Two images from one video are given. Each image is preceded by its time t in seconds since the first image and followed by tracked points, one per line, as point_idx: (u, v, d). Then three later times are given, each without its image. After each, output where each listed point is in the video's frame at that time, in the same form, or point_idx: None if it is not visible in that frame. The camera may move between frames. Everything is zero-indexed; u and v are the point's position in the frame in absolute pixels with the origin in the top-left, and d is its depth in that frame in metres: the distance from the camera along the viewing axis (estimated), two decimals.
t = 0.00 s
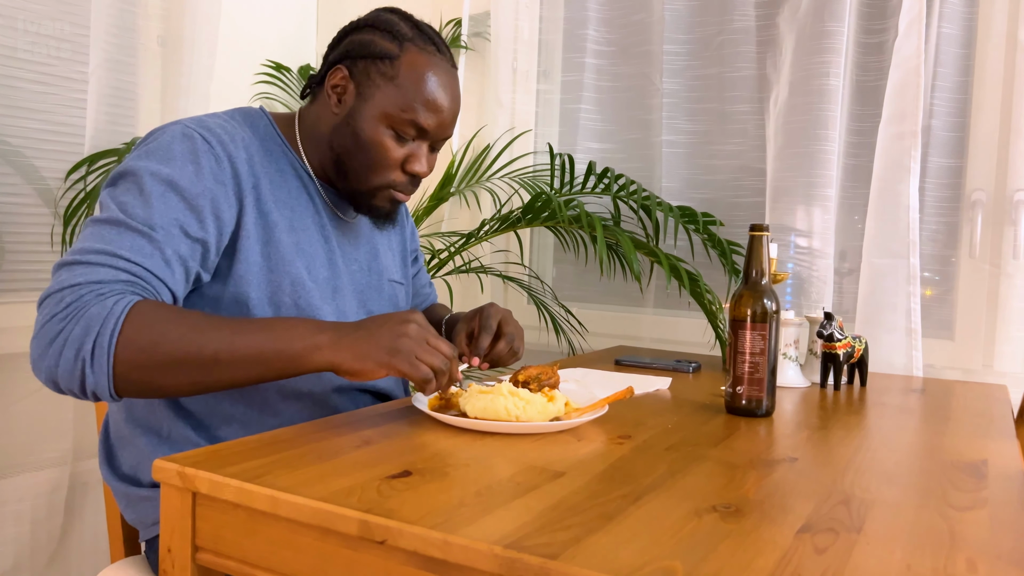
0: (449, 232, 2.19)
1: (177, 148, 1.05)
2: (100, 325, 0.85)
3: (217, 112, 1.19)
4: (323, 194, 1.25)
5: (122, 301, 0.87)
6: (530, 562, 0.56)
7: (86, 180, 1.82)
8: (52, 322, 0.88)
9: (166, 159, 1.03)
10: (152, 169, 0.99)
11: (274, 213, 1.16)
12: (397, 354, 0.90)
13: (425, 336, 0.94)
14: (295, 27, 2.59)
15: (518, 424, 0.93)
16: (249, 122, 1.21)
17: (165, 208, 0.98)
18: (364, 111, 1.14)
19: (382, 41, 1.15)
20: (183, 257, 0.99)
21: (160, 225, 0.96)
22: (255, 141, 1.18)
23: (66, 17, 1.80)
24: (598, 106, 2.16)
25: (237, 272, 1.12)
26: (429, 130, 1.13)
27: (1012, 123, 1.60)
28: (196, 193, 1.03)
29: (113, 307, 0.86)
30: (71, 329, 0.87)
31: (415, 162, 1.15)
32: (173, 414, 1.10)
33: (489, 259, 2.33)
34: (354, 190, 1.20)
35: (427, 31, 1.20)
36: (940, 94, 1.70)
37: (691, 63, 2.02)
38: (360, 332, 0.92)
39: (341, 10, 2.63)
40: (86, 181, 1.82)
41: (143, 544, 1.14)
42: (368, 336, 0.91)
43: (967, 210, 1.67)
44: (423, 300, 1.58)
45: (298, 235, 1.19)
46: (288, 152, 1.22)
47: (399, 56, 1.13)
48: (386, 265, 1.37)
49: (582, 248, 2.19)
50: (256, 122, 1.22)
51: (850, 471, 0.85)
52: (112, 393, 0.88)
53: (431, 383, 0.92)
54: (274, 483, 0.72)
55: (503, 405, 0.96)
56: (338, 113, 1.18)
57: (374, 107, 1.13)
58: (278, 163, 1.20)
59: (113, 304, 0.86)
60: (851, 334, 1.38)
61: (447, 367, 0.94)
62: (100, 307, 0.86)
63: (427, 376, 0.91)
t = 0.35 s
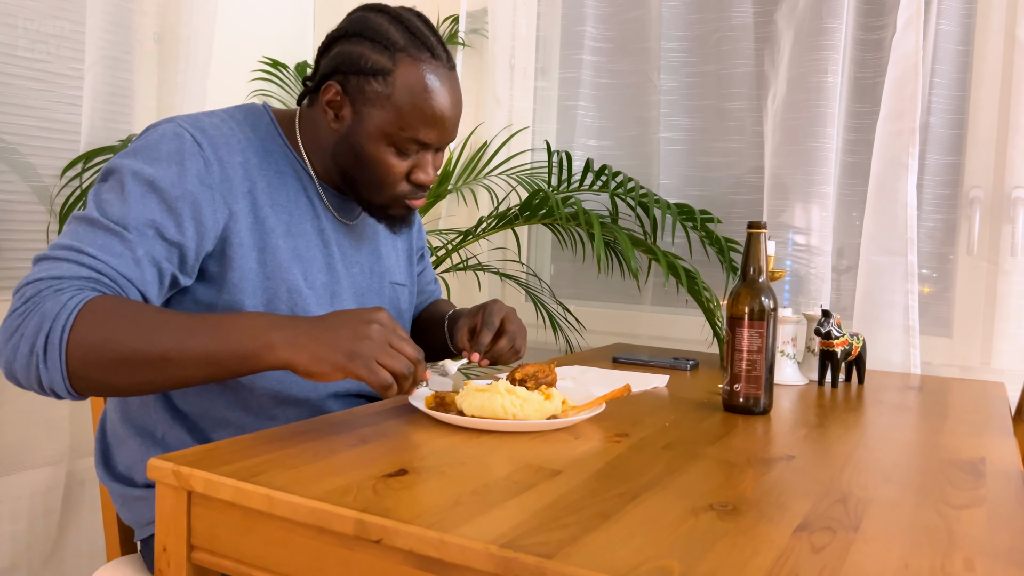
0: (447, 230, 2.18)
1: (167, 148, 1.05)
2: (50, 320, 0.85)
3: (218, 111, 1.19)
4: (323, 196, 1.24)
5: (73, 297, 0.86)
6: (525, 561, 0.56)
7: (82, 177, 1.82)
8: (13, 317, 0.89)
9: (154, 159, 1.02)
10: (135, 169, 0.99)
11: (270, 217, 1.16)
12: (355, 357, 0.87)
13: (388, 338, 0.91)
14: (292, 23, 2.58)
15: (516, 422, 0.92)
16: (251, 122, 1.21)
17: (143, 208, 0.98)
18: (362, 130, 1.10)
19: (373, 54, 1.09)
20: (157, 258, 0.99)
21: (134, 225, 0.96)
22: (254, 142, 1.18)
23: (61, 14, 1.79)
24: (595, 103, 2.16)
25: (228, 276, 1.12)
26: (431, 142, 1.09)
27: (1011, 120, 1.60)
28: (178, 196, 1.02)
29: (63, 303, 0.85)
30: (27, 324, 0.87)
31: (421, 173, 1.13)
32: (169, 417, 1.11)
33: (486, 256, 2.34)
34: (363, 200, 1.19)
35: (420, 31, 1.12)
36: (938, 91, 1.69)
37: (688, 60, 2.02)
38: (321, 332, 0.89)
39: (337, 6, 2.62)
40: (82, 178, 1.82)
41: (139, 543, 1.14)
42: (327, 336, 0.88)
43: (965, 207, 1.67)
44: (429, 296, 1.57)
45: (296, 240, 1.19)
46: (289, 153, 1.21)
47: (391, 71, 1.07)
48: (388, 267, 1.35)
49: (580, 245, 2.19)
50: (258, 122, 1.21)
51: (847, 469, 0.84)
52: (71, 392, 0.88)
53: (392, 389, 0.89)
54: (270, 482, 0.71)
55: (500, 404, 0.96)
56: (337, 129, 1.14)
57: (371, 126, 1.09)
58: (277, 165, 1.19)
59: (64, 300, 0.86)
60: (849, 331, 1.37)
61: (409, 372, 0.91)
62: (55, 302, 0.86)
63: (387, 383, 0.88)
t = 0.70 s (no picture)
0: (444, 226, 2.18)
1: (156, 148, 1.04)
2: (31, 315, 0.85)
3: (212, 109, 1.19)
4: (315, 194, 1.23)
5: (53, 291, 0.86)
6: (522, 558, 0.56)
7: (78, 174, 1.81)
8: None
9: (143, 158, 1.02)
10: (122, 168, 0.99)
11: (261, 218, 1.16)
12: (328, 335, 0.87)
13: (365, 321, 0.91)
14: (289, 19, 2.57)
15: (513, 419, 0.92)
16: (245, 119, 1.20)
17: (128, 208, 0.97)
18: (343, 124, 1.09)
19: (363, 47, 1.08)
20: (142, 256, 0.98)
21: (118, 223, 0.96)
22: (246, 141, 1.18)
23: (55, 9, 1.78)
24: (593, 99, 2.15)
25: (219, 275, 1.11)
26: (412, 145, 1.07)
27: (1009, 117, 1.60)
28: (164, 196, 1.02)
29: (43, 297, 0.86)
30: (10, 320, 0.87)
31: (400, 175, 1.11)
32: (163, 415, 1.10)
33: (484, 253, 2.35)
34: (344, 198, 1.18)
35: (416, 31, 1.11)
36: (936, 88, 1.69)
37: (687, 57, 2.01)
38: (299, 310, 0.89)
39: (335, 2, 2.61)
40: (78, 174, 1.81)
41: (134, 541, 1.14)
42: (304, 314, 0.89)
43: (963, 204, 1.67)
44: (434, 290, 1.55)
45: (289, 241, 1.18)
46: (283, 151, 1.21)
47: (377, 66, 1.06)
48: (385, 266, 1.34)
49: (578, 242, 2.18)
50: (253, 119, 1.21)
51: (844, 465, 0.84)
52: (58, 387, 0.88)
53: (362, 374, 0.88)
54: (266, 479, 0.71)
55: (498, 400, 0.96)
56: (322, 121, 1.14)
57: (352, 121, 1.08)
58: (270, 165, 1.19)
59: (45, 294, 0.86)
60: (847, 328, 1.37)
61: (383, 359, 0.91)
62: (34, 297, 0.86)
63: (358, 367, 0.87)
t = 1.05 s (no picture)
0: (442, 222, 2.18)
1: (167, 146, 1.04)
2: (44, 323, 0.84)
3: (223, 103, 1.18)
4: (322, 192, 1.22)
5: (67, 299, 0.86)
6: (518, 553, 0.56)
7: (74, 169, 1.81)
8: (6, 319, 0.89)
9: (153, 157, 1.02)
10: (132, 168, 0.99)
11: (270, 218, 1.15)
12: (348, 362, 0.87)
13: (381, 346, 0.91)
14: (285, 14, 2.56)
15: (509, 414, 0.92)
16: (255, 115, 1.19)
17: (139, 209, 0.97)
18: (365, 137, 1.09)
19: (383, 60, 1.06)
20: (152, 260, 0.98)
21: (129, 226, 0.95)
22: (256, 139, 1.17)
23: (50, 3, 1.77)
24: (590, 95, 2.15)
25: (225, 276, 1.11)
26: (435, 157, 1.07)
27: (1006, 112, 1.60)
28: (175, 197, 1.01)
29: (57, 306, 0.85)
30: (21, 326, 0.87)
31: (422, 186, 1.11)
32: (160, 412, 1.10)
33: (481, 249, 2.34)
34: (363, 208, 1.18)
35: (435, 40, 1.09)
36: (933, 83, 1.69)
37: (684, 52, 2.01)
38: (316, 333, 0.89)
39: None
40: (73, 170, 1.81)
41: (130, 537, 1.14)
42: (323, 338, 0.88)
43: (959, 199, 1.67)
44: (441, 283, 1.55)
45: (296, 240, 1.18)
46: (293, 149, 1.20)
47: (400, 80, 1.04)
48: (391, 266, 1.34)
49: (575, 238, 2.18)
50: (262, 115, 1.20)
51: (840, 460, 0.85)
52: (67, 391, 0.88)
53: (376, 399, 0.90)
54: (262, 475, 0.71)
55: (494, 396, 0.96)
56: (342, 132, 1.13)
57: (374, 135, 1.07)
58: (280, 163, 1.18)
59: (59, 302, 0.85)
60: (844, 323, 1.37)
61: (398, 382, 0.92)
62: (48, 305, 0.85)
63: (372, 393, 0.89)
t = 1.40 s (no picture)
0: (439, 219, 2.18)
1: (175, 140, 1.03)
2: (46, 314, 0.85)
3: (232, 99, 1.17)
4: (330, 191, 1.22)
5: (69, 292, 0.86)
6: (516, 549, 0.56)
7: (70, 166, 1.80)
8: (8, 308, 0.89)
9: (160, 151, 1.01)
10: (139, 161, 0.98)
11: (277, 214, 1.15)
12: (353, 356, 0.86)
13: (385, 336, 0.90)
14: (282, 10, 2.56)
15: (507, 411, 0.92)
16: (263, 112, 1.19)
17: (145, 203, 0.97)
18: (384, 136, 1.08)
19: (407, 61, 1.06)
20: (156, 254, 0.98)
21: (135, 220, 0.95)
22: (264, 135, 1.17)
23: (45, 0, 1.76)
24: (588, 91, 2.15)
25: (231, 272, 1.11)
26: (453, 158, 1.07)
27: (1002, 109, 1.60)
28: (181, 191, 1.01)
29: (59, 298, 0.85)
30: (23, 315, 0.87)
31: (436, 187, 1.11)
32: (161, 407, 1.10)
33: (478, 246, 2.33)
34: (372, 206, 1.18)
35: (457, 45, 1.10)
36: (929, 80, 1.69)
37: (681, 48, 2.01)
38: (318, 330, 0.88)
39: None
40: (69, 167, 1.80)
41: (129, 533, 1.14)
42: (325, 334, 0.87)
43: (956, 196, 1.67)
44: (444, 285, 1.55)
45: (302, 238, 1.17)
46: (301, 146, 1.20)
47: (424, 80, 1.05)
48: (396, 265, 1.34)
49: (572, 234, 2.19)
50: (271, 112, 1.20)
51: (837, 456, 0.85)
52: (67, 382, 0.88)
53: (389, 389, 0.89)
54: (259, 471, 0.71)
55: (493, 392, 0.96)
56: (358, 130, 1.12)
57: (394, 134, 1.07)
58: (287, 160, 1.18)
59: (61, 294, 0.86)
60: (840, 320, 1.38)
61: (407, 370, 0.91)
62: (50, 296, 0.86)
63: (384, 383, 0.87)
